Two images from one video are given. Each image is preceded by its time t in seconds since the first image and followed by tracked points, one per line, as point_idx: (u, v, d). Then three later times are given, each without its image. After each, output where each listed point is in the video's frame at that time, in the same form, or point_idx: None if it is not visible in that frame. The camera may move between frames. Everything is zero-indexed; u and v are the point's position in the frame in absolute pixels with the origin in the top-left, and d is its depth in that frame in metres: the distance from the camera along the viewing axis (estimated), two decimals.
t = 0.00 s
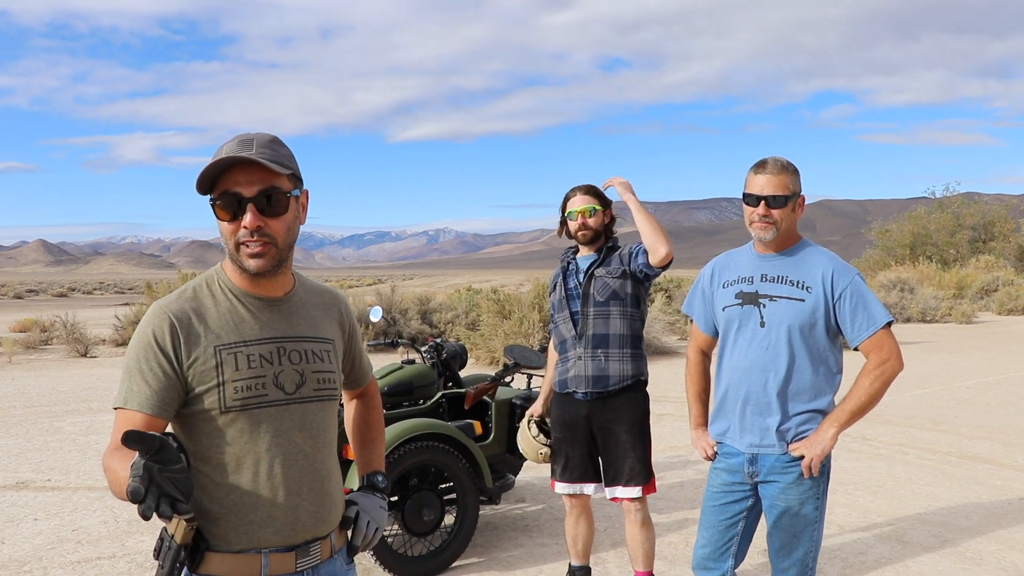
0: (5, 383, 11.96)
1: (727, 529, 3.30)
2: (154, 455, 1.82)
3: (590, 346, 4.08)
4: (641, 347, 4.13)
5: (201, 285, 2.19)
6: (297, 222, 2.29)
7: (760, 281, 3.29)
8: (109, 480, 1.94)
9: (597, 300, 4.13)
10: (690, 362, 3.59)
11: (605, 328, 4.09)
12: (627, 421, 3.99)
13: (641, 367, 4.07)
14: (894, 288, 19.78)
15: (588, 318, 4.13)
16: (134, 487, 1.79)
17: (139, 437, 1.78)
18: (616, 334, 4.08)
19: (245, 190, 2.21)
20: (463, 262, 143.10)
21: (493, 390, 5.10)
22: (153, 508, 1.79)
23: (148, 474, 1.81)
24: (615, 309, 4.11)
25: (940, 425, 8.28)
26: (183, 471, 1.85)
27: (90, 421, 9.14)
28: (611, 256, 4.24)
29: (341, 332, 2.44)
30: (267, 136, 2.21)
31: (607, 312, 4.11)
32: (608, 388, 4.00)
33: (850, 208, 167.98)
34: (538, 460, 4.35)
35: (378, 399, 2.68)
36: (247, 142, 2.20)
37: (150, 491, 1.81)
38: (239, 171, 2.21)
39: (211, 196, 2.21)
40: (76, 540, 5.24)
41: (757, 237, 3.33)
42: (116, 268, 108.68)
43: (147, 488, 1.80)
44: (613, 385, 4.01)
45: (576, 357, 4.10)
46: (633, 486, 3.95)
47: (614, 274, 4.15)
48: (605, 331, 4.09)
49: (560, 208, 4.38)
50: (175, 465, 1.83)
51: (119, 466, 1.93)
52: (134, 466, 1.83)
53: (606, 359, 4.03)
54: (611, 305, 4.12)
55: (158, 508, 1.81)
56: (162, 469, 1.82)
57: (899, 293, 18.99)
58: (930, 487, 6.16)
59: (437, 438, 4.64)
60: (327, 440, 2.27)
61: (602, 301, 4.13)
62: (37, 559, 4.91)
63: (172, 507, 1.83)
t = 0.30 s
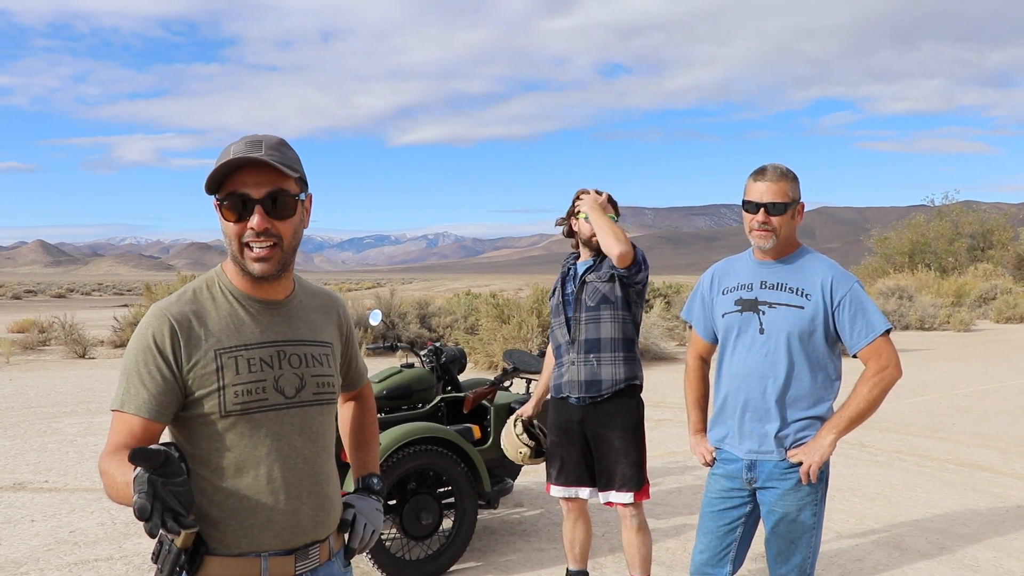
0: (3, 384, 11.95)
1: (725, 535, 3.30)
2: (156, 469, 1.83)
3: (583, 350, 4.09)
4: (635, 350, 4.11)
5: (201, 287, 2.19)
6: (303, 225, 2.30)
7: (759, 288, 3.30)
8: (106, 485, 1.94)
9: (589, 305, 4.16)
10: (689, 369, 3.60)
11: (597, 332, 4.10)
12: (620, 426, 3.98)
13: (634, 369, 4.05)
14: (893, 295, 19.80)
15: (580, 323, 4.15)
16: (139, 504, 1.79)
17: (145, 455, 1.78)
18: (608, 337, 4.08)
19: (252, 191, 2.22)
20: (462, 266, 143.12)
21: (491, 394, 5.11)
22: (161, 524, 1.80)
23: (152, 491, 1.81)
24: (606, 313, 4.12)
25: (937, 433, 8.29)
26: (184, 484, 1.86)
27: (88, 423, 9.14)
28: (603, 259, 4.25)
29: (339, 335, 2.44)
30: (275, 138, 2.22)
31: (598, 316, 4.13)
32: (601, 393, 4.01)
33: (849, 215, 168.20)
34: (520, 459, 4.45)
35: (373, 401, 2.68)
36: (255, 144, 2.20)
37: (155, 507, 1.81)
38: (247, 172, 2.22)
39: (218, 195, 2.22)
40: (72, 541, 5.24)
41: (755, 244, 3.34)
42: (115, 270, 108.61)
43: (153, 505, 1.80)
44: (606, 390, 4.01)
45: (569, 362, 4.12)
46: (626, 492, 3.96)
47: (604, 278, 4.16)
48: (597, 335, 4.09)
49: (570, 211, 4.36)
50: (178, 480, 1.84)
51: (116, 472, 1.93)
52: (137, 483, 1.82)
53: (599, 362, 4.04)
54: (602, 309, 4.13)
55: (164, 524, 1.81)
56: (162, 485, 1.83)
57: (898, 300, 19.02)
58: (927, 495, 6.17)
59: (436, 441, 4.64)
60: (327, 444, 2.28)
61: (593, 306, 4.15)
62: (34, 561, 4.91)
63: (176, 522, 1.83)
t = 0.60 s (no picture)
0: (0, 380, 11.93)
1: (722, 537, 3.31)
2: (150, 466, 1.83)
3: (577, 351, 4.09)
4: (628, 350, 4.11)
5: (200, 285, 2.20)
6: (302, 223, 2.31)
7: (757, 290, 3.31)
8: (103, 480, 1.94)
9: (581, 306, 4.16)
10: (686, 370, 3.61)
11: (591, 333, 4.09)
12: (615, 427, 3.99)
13: (627, 369, 4.06)
14: (891, 299, 19.82)
15: (573, 324, 4.16)
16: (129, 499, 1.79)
17: (137, 452, 1.78)
18: (601, 338, 4.08)
19: (252, 189, 2.23)
20: (461, 266, 143.15)
21: (489, 394, 5.12)
22: (151, 518, 1.80)
23: (143, 486, 1.81)
24: (598, 314, 4.12)
25: (934, 436, 8.30)
26: (177, 481, 1.86)
27: (85, 420, 9.13)
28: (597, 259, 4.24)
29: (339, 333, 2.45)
30: (275, 136, 2.23)
31: (591, 317, 4.13)
32: (595, 394, 4.01)
33: (847, 218, 168.35)
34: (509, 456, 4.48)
35: (374, 399, 2.69)
36: (255, 141, 2.21)
37: (145, 504, 1.80)
38: (247, 170, 2.23)
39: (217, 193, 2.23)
40: (69, 538, 5.24)
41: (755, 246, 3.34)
42: (113, 267, 108.50)
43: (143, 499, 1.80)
44: (600, 390, 4.01)
45: (564, 362, 4.13)
46: (620, 492, 3.96)
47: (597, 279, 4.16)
48: (590, 336, 4.09)
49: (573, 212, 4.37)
50: (169, 475, 1.85)
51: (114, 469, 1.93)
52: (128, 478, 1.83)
53: (592, 363, 4.04)
54: (594, 310, 4.13)
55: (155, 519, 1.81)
56: (157, 479, 1.83)
57: (896, 304, 19.03)
58: (924, 498, 6.18)
59: (434, 441, 4.65)
60: (326, 442, 2.29)
61: (585, 307, 4.15)
62: (31, 557, 4.91)
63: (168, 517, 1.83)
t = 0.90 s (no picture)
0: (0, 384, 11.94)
1: (724, 537, 3.31)
2: (150, 463, 1.84)
3: (569, 357, 4.10)
4: (622, 361, 4.09)
5: (203, 288, 2.20)
6: (304, 227, 2.31)
7: (756, 291, 3.31)
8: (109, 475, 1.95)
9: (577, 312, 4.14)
10: (686, 371, 3.61)
11: (585, 340, 4.09)
12: (611, 429, 3.99)
13: (619, 381, 4.05)
14: (891, 298, 19.83)
15: (568, 329, 4.15)
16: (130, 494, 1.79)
17: (137, 448, 1.79)
18: (594, 346, 4.07)
19: (254, 193, 2.23)
20: (460, 268, 143.16)
21: (490, 396, 5.12)
22: (152, 512, 1.80)
23: (144, 482, 1.81)
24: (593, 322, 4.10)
25: (934, 435, 8.31)
26: (178, 479, 1.86)
27: (86, 423, 9.14)
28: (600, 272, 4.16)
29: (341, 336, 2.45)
30: (276, 140, 2.23)
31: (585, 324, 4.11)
32: (585, 402, 4.02)
33: (846, 217, 168.43)
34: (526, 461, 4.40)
35: (378, 402, 2.69)
36: (256, 146, 2.21)
37: (146, 500, 1.80)
38: (249, 174, 2.23)
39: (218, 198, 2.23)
40: (71, 541, 5.24)
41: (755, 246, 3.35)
42: (112, 271, 108.46)
43: (144, 495, 1.80)
44: (590, 398, 4.02)
45: (557, 366, 4.14)
46: (616, 494, 3.96)
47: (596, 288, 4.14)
48: (583, 343, 4.09)
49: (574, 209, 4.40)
50: (170, 471, 1.84)
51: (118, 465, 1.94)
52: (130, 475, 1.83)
53: (584, 371, 4.05)
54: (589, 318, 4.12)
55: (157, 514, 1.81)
56: (161, 472, 1.83)
57: (896, 303, 19.04)
58: (925, 497, 6.18)
59: (434, 443, 4.65)
60: (329, 444, 2.29)
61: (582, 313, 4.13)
62: (32, 561, 4.91)
63: (169, 512, 1.84)
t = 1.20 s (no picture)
0: (0, 383, 11.94)
1: (724, 538, 3.31)
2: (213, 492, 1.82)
3: (565, 359, 4.12)
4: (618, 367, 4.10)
5: (207, 289, 2.19)
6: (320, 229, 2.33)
7: (758, 292, 3.31)
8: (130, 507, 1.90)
9: (576, 315, 4.13)
10: (687, 373, 3.60)
11: (581, 343, 4.10)
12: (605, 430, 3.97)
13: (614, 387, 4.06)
14: (891, 300, 19.83)
15: (566, 331, 4.15)
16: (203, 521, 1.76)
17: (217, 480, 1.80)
18: (590, 351, 4.09)
19: (292, 186, 2.22)
20: (460, 268, 143.16)
21: (490, 397, 5.11)
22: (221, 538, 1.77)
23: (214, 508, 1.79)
24: (590, 327, 4.10)
25: (935, 438, 8.31)
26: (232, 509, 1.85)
27: (86, 422, 9.14)
28: (616, 292, 4.08)
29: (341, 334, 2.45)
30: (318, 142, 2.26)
31: (583, 328, 4.11)
32: (577, 404, 4.04)
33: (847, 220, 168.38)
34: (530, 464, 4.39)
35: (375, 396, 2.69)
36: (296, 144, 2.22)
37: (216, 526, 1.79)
38: (288, 168, 2.21)
39: (249, 190, 2.17)
40: (71, 540, 5.24)
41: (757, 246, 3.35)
42: (113, 270, 108.49)
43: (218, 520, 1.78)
44: (583, 401, 4.04)
45: (552, 367, 4.16)
46: (610, 496, 3.96)
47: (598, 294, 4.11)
48: (580, 346, 4.10)
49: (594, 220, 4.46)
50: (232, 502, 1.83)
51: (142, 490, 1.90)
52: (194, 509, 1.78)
53: (578, 375, 4.07)
54: (587, 322, 4.11)
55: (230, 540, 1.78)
56: (216, 494, 1.83)
57: (896, 306, 19.03)
58: (925, 499, 6.18)
59: (434, 443, 4.65)
60: (334, 443, 2.29)
61: (580, 317, 4.12)
62: (33, 559, 4.91)
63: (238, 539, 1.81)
